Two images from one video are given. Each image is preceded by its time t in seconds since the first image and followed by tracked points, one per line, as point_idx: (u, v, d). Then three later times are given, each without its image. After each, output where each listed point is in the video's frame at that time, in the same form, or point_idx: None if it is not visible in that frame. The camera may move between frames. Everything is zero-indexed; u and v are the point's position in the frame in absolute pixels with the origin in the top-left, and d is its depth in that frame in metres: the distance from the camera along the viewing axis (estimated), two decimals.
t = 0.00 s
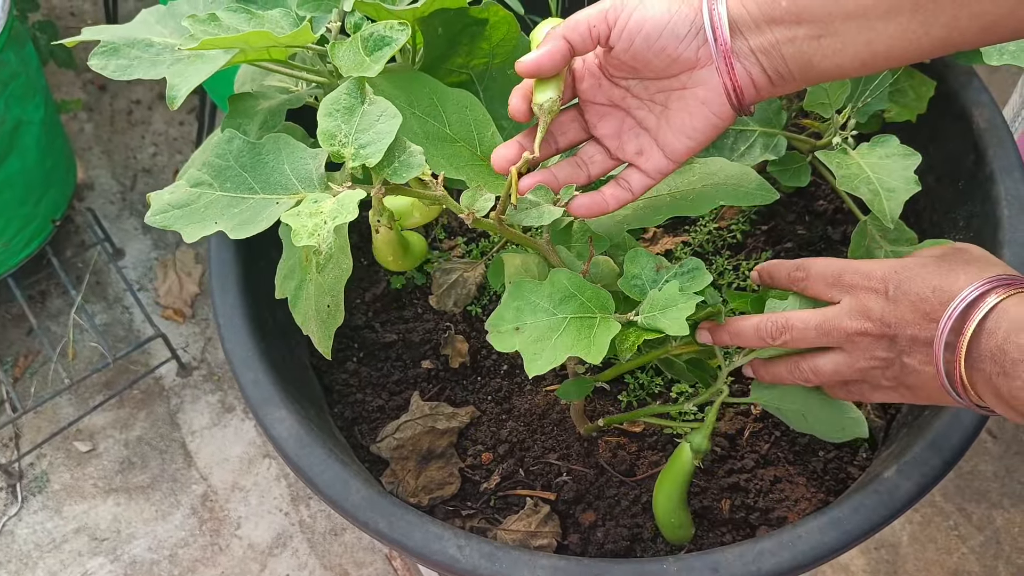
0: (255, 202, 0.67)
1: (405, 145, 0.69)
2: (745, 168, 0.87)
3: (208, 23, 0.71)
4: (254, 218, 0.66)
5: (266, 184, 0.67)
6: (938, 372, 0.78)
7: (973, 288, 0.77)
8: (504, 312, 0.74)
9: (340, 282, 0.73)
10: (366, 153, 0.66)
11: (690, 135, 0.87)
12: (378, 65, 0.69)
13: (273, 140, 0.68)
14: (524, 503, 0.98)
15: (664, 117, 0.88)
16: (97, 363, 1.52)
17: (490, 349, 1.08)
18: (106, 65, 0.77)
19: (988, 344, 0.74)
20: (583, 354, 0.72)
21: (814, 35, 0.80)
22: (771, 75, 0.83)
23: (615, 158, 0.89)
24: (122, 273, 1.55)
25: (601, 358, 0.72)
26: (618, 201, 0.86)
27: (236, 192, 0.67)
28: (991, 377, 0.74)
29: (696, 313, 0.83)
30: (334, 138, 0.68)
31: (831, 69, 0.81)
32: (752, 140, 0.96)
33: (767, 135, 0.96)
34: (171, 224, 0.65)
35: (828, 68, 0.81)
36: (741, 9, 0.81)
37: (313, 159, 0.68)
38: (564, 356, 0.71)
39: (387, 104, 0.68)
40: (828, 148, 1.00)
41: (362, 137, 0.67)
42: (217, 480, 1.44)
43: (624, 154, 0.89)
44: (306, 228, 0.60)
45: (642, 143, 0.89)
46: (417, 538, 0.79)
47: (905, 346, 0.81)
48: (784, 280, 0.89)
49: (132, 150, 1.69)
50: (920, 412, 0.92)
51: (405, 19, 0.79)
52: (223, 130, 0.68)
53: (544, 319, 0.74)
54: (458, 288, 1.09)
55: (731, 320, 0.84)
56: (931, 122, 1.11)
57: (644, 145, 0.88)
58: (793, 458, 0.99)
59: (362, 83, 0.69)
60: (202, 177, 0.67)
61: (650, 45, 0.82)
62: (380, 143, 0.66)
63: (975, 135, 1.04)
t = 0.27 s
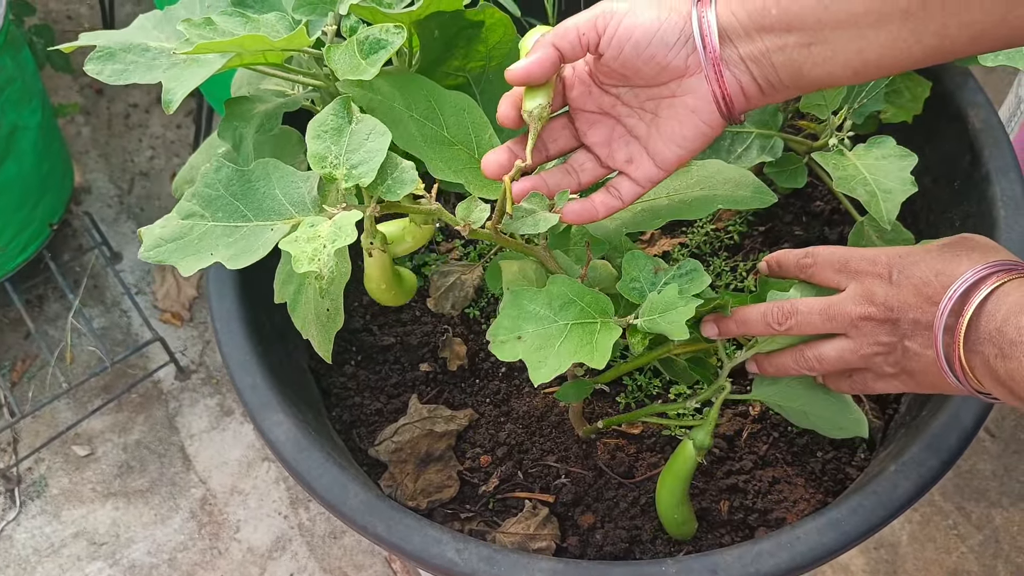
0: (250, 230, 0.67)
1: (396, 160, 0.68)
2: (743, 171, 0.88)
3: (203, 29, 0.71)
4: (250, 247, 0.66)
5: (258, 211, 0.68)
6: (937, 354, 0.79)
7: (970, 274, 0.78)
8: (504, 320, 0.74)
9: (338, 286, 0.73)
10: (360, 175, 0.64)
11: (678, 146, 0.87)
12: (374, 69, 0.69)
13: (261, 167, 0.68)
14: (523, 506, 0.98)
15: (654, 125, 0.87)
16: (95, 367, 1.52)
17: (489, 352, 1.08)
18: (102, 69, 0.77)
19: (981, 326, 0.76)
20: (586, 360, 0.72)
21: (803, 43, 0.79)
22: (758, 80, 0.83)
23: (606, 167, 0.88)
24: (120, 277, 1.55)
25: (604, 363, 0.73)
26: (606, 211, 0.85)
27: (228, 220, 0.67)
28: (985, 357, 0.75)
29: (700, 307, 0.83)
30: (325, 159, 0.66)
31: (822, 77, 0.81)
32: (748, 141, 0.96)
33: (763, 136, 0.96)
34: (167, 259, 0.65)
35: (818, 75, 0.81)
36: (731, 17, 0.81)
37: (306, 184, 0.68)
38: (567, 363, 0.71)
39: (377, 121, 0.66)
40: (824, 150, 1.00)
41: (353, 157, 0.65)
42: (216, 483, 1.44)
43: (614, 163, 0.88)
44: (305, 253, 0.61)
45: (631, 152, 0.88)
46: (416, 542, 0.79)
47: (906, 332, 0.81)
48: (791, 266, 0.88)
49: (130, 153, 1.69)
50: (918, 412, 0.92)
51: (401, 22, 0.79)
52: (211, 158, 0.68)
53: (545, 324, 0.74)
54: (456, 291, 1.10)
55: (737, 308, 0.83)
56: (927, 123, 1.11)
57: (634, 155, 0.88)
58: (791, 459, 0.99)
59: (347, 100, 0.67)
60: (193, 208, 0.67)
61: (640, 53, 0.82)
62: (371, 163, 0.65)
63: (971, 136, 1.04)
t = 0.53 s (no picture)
0: (251, 208, 0.66)
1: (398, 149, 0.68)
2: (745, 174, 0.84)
3: (203, 30, 0.71)
4: (249, 223, 0.65)
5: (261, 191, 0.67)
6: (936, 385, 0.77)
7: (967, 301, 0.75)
8: (491, 319, 0.76)
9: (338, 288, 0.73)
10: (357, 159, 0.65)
11: (676, 119, 0.88)
12: (374, 70, 0.69)
13: (267, 148, 0.67)
14: (523, 508, 0.98)
15: (653, 97, 0.89)
16: (94, 369, 1.52)
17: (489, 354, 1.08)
18: (101, 72, 0.76)
19: (980, 358, 0.73)
20: (559, 366, 0.72)
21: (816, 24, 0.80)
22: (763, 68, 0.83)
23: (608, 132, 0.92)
24: (119, 279, 1.55)
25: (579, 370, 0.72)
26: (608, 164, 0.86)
27: (231, 199, 0.66)
28: (987, 389, 0.73)
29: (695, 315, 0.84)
30: (325, 143, 0.66)
31: (829, 61, 0.81)
32: (748, 145, 0.95)
33: (762, 138, 0.96)
34: (166, 231, 0.65)
35: (825, 61, 0.81)
36: None
37: (308, 166, 0.67)
38: (537, 367, 0.72)
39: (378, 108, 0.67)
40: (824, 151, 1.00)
41: (352, 142, 0.66)
42: (216, 485, 1.44)
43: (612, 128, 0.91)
44: (295, 230, 0.60)
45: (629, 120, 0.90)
46: (416, 545, 0.79)
47: (902, 364, 0.79)
48: (777, 293, 0.86)
49: (129, 155, 1.69)
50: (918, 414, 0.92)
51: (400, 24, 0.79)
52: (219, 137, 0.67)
53: (525, 328, 0.75)
54: (456, 292, 1.09)
55: (729, 335, 0.82)
56: (926, 124, 1.11)
57: (632, 123, 0.90)
58: (791, 461, 0.99)
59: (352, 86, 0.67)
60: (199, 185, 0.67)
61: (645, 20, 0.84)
62: (369, 148, 0.65)
63: (970, 137, 1.04)
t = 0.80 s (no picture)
0: (246, 235, 0.67)
1: (394, 175, 0.68)
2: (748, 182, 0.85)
3: (204, 31, 0.71)
4: (245, 251, 0.66)
5: (255, 217, 0.67)
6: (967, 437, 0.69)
7: (988, 355, 0.67)
8: (481, 345, 0.76)
9: (338, 287, 0.74)
10: (353, 192, 0.64)
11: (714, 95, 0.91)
12: (374, 73, 0.70)
13: (261, 172, 0.67)
14: (523, 509, 0.98)
15: (692, 70, 0.91)
16: (94, 369, 1.52)
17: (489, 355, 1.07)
18: (101, 72, 0.76)
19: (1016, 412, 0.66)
20: (547, 398, 0.74)
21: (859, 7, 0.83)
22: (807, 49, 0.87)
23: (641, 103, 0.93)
24: (119, 279, 1.55)
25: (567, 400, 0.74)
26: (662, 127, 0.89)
27: (224, 224, 0.67)
28: None
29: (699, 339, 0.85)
30: (320, 172, 0.66)
31: (874, 43, 0.84)
32: (750, 150, 0.95)
33: (764, 143, 0.95)
34: (163, 260, 0.66)
35: (868, 42, 0.84)
36: None
37: (303, 193, 0.67)
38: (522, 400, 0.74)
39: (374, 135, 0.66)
40: (824, 153, 1.00)
41: (348, 172, 0.65)
42: (215, 485, 1.44)
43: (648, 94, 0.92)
44: (290, 270, 0.60)
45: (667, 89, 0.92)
46: (416, 545, 0.79)
47: (923, 432, 0.71)
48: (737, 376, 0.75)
49: (129, 155, 1.69)
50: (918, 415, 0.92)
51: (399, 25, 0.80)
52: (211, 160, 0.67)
53: (515, 355, 0.76)
54: (456, 292, 1.09)
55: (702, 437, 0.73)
56: (926, 126, 1.11)
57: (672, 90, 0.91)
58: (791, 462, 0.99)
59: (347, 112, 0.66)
60: (193, 209, 0.67)
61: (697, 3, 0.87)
62: (365, 180, 0.65)
63: (970, 139, 1.04)
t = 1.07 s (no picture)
0: (244, 263, 0.67)
1: (395, 198, 0.67)
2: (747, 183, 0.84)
3: (202, 32, 0.71)
4: (245, 282, 0.66)
5: (252, 244, 0.67)
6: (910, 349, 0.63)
7: (853, 263, 0.62)
8: (485, 359, 0.77)
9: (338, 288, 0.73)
10: (355, 219, 0.64)
11: (758, 91, 0.95)
12: (373, 74, 0.69)
13: (255, 196, 0.67)
14: (522, 509, 0.97)
15: (734, 69, 0.95)
16: (92, 369, 1.52)
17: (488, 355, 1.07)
18: (100, 73, 0.76)
19: (926, 334, 0.61)
20: (552, 412, 0.74)
21: None
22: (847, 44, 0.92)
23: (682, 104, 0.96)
24: (117, 280, 1.54)
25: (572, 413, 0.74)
26: (705, 125, 0.93)
27: (222, 252, 0.67)
28: (958, 360, 0.61)
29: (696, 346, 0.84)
30: (320, 200, 0.66)
31: (913, 29, 0.89)
32: (751, 151, 0.94)
33: (764, 144, 0.95)
34: (162, 293, 0.65)
35: (906, 31, 0.89)
36: None
37: (301, 220, 0.67)
38: (529, 414, 0.74)
39: (373, 158, 0.66)
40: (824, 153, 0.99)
41: (349, 198, 0.65)
42: (214, 486, 1.44)
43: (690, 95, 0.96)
44: (299, 306, 0.60)
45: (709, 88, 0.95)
46: (415, 546, 0.79)
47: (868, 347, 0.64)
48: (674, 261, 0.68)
49: (127, 155, 1.69)
50: (917, 414, 0.92)
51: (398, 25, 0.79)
52: (203, 187, 0.67)
53: (519, 368, 0.77)
54: (456, 292, 1.09)
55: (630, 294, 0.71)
56: (925, 125, 1.11)
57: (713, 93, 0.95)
58: (791, 462, 0.99)
59: (344, 134, 0.66)
60: (186, 238, 0.66)
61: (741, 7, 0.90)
62: (368, 207, 0.64)
63: (970, 139, 1.04)
